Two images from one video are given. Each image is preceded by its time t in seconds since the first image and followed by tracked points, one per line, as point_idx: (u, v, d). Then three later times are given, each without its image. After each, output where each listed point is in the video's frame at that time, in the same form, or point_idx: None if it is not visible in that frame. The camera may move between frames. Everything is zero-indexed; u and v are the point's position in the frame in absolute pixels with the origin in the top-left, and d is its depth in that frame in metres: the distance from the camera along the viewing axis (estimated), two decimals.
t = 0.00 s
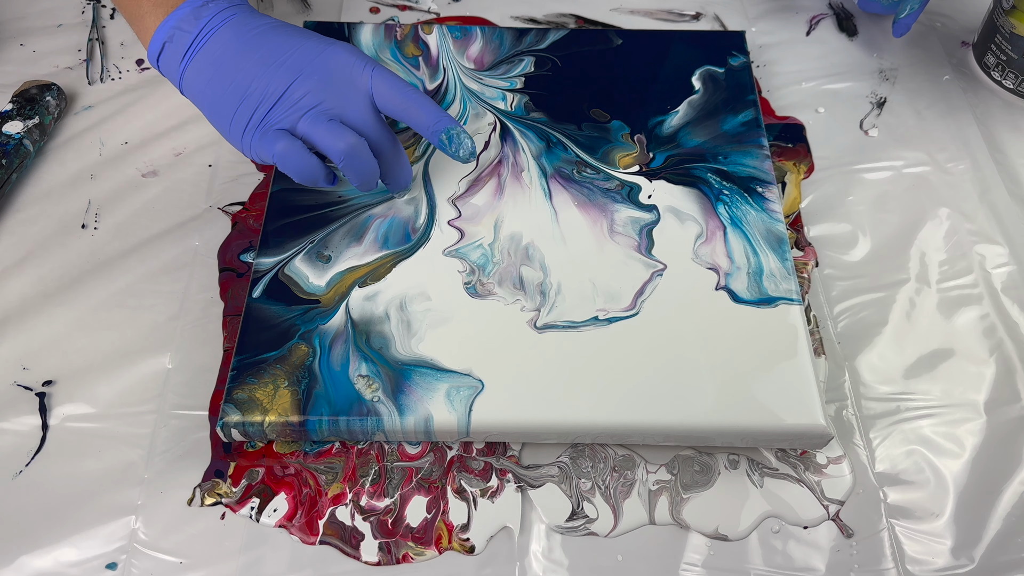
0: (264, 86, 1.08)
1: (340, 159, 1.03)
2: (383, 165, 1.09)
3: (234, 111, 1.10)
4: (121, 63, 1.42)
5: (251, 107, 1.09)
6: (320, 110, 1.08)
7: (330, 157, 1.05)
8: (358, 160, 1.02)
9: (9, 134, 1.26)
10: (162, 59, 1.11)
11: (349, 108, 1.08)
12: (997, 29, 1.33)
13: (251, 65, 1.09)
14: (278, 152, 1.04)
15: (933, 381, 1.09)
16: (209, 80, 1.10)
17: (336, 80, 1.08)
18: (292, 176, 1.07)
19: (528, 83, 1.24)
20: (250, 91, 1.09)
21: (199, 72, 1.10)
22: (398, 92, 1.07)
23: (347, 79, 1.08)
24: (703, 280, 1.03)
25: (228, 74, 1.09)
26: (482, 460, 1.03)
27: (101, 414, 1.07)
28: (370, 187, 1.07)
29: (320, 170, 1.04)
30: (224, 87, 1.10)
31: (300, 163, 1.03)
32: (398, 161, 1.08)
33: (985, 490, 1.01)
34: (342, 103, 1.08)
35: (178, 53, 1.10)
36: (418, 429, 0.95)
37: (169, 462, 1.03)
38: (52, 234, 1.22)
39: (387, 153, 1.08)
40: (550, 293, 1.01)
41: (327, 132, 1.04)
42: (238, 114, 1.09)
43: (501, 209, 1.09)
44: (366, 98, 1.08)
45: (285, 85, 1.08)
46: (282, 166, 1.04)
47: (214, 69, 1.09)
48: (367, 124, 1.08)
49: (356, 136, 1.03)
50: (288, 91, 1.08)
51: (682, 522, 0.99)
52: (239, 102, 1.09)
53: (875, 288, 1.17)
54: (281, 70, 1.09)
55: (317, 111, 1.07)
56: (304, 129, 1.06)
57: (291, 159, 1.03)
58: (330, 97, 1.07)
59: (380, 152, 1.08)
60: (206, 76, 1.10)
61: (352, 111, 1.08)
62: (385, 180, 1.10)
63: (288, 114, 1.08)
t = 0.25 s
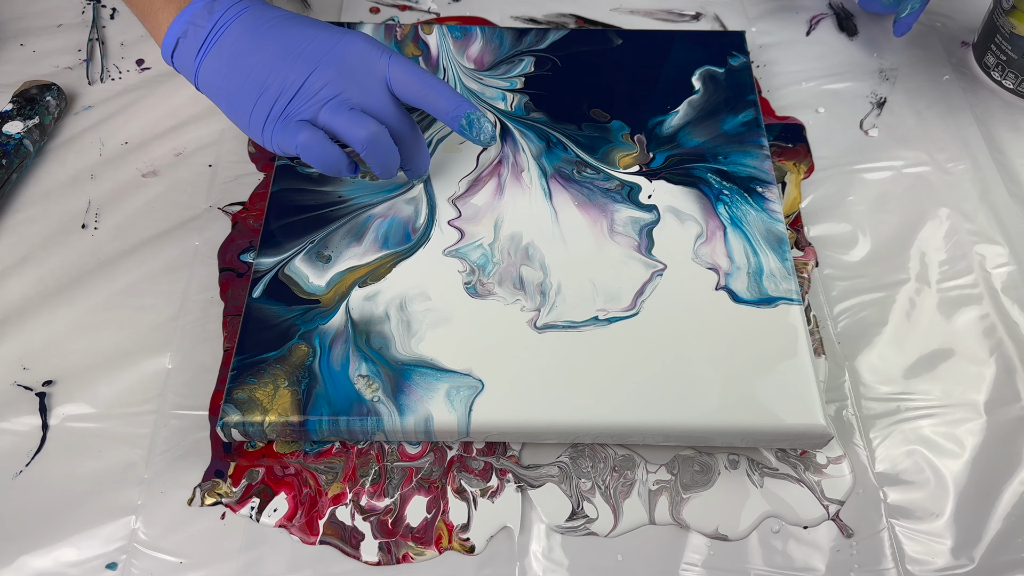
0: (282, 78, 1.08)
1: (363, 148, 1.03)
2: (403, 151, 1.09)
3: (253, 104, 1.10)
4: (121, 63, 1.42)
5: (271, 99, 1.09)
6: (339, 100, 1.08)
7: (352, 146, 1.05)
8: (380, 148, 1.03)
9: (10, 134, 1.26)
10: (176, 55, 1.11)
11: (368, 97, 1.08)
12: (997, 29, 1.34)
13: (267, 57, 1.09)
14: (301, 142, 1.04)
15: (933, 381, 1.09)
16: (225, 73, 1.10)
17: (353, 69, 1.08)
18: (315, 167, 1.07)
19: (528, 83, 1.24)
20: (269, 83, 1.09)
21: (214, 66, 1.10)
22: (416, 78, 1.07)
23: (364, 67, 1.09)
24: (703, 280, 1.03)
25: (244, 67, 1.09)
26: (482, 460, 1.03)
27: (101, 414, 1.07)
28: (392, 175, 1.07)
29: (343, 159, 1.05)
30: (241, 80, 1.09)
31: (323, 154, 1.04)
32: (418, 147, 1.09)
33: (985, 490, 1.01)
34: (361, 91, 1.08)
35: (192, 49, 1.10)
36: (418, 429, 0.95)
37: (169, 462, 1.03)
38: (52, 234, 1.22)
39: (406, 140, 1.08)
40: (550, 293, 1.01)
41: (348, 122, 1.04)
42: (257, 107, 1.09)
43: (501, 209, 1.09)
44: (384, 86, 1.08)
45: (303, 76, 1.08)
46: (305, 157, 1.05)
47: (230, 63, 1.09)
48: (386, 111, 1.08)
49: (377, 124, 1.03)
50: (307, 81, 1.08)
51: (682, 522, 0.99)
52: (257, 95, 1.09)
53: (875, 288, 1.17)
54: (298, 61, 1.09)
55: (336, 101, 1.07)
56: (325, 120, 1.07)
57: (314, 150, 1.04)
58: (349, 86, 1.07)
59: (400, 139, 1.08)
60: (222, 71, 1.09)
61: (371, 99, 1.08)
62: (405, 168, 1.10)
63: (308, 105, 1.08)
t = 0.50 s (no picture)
0: (292, 64, 1.09)
1: (375, 133, 1.05)
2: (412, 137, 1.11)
3: (263, 91, 1.11)
4: (121, 63, 1.42)
5: (281, 86, 1.10)
6: (349, 86, 1.09)
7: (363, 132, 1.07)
8: (392, 134, 1.05)
9: (10, 134, 1.26)
10: (185, 43, 1.11)
11: (377, 82, 1.10)
12: (997, 30, 1.34)
13: (276, 44, 1.10)
14: (313, 129, 1.06)
15: (933, 380, 1.09)
16: (234, 61, 1.10)
17: (362, 54, 1.10)
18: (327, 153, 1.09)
19: (528, 83, 1.24)
20: (278, 70, 1.10)
21: (224, 54, 1.10)
22: (424, 63, 1.09)
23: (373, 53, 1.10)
24: (703, 280, 1.03)
25: (253, 54, 1.10)
26: (481, 460, 1.03)
27: (101, 414, 1.07)
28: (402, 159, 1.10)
29: (355, 145, 1.07)
30: (251, 67, 1.10)
31: (336, 140, 1.06)
32: (427, 133, 1.11)
33: (985, 490, 1.01)
34: (370, 77, 1.09)
35: (200, 36, 1.10)
36: (418, 429, 0.95)
37: (169, 462, 1.03)
38: (52, 234, 1.22)
39: (415, 125, 1.11)
40: (550, 293, 1.01)
41: (360, 108, 1.06)
42: (268, 95, 1.10)
43: (501, 208, 1.09)
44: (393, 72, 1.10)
45: (312, 62, 1.09)
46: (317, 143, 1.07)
47: (239, 51, 1.10)
48: (396, 96, 1.10)
49: (388, 109, 1.05)
50: (316, 67, 1.09)
51: (682, 522, 0.99)
52: (268, 82, 1.10)
53: (875, 288, 1.17)
54: (307, 47, 1.10)
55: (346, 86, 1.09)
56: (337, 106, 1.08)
57: (326, 135, 1.06)
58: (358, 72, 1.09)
59: (409, 124, 1.11)
60: (232, 58, 1.10)
61: (381, 85, 1.09)
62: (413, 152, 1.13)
63: (319, 91, 1.09)
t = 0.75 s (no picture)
0: (308, 20, 1.10)
1: (393, 83, 1.07)
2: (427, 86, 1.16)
3: (280, 47, 1.12)
4: (121, 63, 1.42)
5: (298, 41, 1.11)
6: (363, 37, 1.11)
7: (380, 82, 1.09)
8: (410, 82, 1.07)
9: (10, 134, 1.26)
10: (200, 10, 1.12)
11: (391, 32, 1.11)
12: (997, 30, 1.34)
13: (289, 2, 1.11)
14: (331, 79, 1.07)
15: (933, 380, 1.09)
16: (249, 22, 1.11)
17: (375, 7, 1.11)
18: (346, 104, 1.10)
19: (528, 83, 1.24)
20: (294, 25, 1.11)
21: (238, 17, 1.11)
22: (437, 11, 1.11)
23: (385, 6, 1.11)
24: (703, 280, 1.03)
25: (268, 13, 1.11)
26: (481, 460, 1.03)
27: (101, 414, 1.07)
28: (419, 110, 1.13)
29: (374, 95, 1.07)
30: (267, 26, 1.11)
31: (355, 89, 1.06)
32: (442, 84, 1.17)
33: (985, 490, 1.01)
34: (384, 28, 1.11)
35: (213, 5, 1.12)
36: (418, 429, 0.95)
37: (169, 462, 1.03)
38: (52, 234, 1.22)
39: (430, 74, 1.16)
40: (550, 293, 1.01)
41: (376, 56, 1.07)
42: (285, 50, 1.11)
43: (501, 208, 1.09)
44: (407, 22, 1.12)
45: (327, 16, 1.10)
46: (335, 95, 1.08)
47: (253, 12, 1.11)
48: (410, 46, 1.12)
49: (404, 58, 1.07)
50: (332, 21, 1.10)
51: (682, 522, 0.99)
52: (284, 38, 1.11)
53: (875, 288, 1.17)
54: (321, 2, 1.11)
55: (362, 39, 1.10)
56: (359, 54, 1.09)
57: (344, 85, 1.06)
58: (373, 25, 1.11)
59: (424, 73, 1.15)
60: (247, 20, 1.11)
61: (395, 35, 1.12)
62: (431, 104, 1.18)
63: (335, 43, 1.10)
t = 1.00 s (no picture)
0: None
1: None
2: None
3: None
4: (121, 63, 1.42)
5: None
6: None
7: None
8: None
9: (10, 134, 1.26)
10: None
11: None
12: (997, 30, 1.34)
13: None
14: None
15: (933, 381, 1.09)
16: None
17: None
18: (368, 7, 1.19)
19: (528, 83, 1.24)
20: None
21: None
22: None
23: None
24: (703, 280, 1.03)
25: None
26: (481, 460, 1.03)
27: (101, 414, 1.07)
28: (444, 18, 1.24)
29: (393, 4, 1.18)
30: None
31: None
32: None
33: (985, 490, 1.01)
34: None
35: None
36: (418, 429, 0.95)
37: (169, 462, 1.03)
38: (52, 234, 1.22)
39: None
40: (550, 293, 1.01)
41: None
42: None
43: (501, 208, 1.09)
44: None
45: None
46: None
47: None
48: None
49: None
50: None
51: (682, 522, 0.99)
52: None
53: (875, 288, 1.17)
54: None
55: None
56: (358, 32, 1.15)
57: None
58: None
59: None
60: None
61: None
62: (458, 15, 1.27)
63: None
